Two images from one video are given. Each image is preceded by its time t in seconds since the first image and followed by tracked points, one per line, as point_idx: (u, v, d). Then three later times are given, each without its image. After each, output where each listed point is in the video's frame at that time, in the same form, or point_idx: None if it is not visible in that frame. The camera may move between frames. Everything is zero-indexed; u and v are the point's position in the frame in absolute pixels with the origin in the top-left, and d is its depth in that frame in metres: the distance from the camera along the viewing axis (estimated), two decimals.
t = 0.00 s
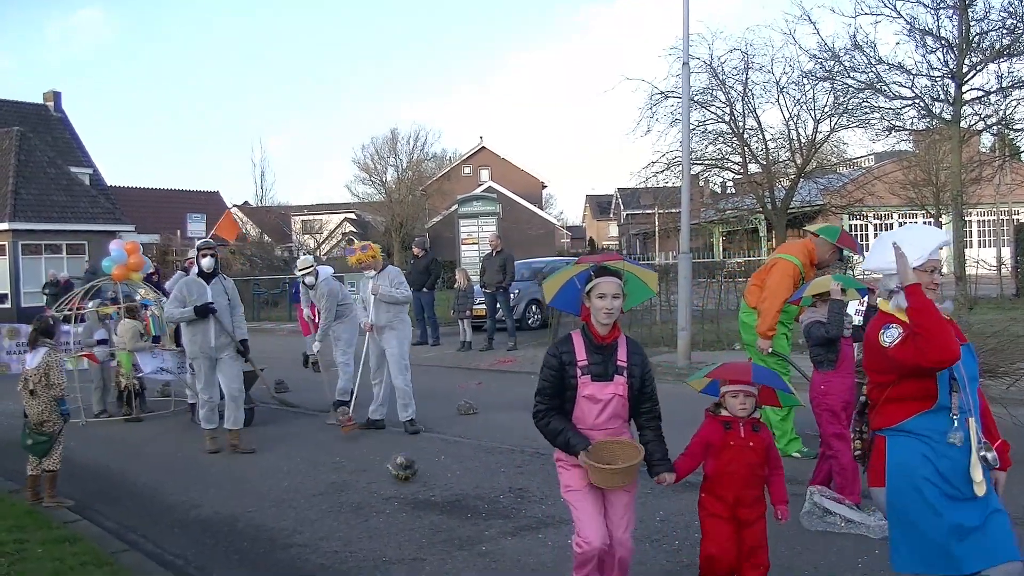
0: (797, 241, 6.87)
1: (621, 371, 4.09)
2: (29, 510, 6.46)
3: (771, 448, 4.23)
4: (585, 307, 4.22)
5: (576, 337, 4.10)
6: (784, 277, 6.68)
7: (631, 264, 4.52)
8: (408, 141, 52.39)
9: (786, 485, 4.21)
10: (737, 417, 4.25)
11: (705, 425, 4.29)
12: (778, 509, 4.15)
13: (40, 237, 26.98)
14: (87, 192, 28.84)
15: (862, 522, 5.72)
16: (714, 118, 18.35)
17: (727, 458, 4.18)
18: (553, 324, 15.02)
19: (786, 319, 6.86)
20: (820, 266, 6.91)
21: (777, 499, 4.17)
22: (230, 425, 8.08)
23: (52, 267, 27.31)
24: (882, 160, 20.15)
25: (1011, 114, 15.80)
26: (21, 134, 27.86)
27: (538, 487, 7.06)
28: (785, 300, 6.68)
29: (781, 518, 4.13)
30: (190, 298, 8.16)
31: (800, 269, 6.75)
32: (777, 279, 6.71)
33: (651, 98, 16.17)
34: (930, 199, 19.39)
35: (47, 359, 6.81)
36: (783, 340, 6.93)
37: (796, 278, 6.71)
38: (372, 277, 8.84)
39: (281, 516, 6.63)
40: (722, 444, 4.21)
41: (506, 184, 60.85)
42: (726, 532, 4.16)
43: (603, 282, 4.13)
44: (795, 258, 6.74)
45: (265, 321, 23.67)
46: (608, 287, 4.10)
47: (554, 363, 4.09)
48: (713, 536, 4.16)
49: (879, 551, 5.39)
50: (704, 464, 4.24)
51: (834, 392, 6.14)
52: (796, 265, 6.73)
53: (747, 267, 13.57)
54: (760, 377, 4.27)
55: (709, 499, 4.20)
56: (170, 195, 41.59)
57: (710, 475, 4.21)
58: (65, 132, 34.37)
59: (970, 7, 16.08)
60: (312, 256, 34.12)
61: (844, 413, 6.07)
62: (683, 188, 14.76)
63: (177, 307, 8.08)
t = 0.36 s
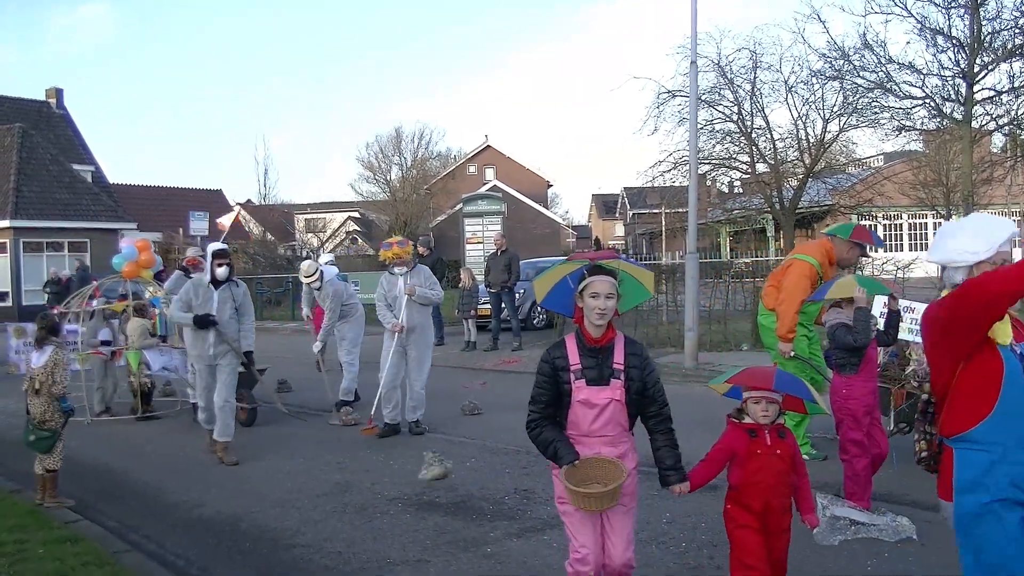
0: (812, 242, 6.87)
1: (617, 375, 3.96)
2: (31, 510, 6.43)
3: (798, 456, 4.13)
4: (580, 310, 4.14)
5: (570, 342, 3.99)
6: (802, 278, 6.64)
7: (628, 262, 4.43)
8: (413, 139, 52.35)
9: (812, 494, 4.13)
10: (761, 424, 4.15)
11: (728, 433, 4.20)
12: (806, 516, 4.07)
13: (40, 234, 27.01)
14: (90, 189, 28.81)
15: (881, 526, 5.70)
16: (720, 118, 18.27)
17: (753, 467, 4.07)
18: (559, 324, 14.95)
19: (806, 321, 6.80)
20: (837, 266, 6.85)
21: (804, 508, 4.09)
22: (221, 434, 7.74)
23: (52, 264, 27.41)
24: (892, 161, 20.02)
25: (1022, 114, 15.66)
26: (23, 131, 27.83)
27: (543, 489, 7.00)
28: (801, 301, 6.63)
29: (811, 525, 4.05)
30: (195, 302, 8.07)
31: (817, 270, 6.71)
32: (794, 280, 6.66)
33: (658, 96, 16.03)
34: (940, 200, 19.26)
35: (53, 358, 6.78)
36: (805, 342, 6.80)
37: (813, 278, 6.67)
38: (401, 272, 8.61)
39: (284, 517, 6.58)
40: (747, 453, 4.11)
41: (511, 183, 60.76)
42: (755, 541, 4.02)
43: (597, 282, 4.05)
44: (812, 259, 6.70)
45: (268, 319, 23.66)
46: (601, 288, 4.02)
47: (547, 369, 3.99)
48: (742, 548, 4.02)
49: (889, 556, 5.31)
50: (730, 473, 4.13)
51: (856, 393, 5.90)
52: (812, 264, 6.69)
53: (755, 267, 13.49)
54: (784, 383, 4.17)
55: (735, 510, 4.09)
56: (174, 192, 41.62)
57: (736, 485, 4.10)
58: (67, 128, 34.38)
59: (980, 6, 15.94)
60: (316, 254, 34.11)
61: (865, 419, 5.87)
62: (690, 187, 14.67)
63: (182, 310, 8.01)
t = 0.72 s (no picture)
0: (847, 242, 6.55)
1: (657, 376, 3.76)
2: (24, 516, 6.25)
3: (823, 470, 3.89)
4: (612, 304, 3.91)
5: (612, 341, 3.72)
6: (835, 281, 6.37)
7: (663, 250, 4.18)
8: (417, 137, 52.15)
9: (847, 509, 3.86)
10: (781, 439, 3.92)
11: (749, 449, 3.99)
12: (839, 537, 3.77)
13: (33, 233, 26.90)
14: (83, 186, 28.76)
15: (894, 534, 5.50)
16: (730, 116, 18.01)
17: (772, 486, 3.86)
18: (566, 326, 14.77)
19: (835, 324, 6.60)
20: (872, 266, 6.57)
21: (839, 524, 3.80)
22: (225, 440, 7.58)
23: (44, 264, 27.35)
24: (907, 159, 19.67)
25: None
26: (14, 127, 27.70)
27: (550, 495, 6.79)
28: (834, 304, 6.35)
29: (842, 546, 3.77)
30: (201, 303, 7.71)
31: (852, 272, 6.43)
32: (827, 281, 6.38)
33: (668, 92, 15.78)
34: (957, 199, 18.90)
35: (54, 359, 6.61)
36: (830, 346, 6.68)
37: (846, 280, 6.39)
38: (416, 277, 8.33)
39: (283, 522, 6.40)
40: (766, 470, 3.89)
41: (517, 181, 60.51)
42: (779, 565, 3.84)
43: (631, 274, 3.82)
44: (847, 260, 6.42)
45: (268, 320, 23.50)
46: (636, 279, 3.79)
47: (592, 370, 3.68)
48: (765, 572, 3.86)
49: (909, 566, 5.09)
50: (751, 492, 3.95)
51: (899, 403, 5.53)
52: (846, 266, 6.40)
53: (768, 268, 13.25)
54: (806, 395, 3.88)
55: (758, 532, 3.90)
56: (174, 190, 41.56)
57: (756, 505, 3.92)
58: (61, 124, 34.24)
59: None
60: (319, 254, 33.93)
61: (908, 430, 5.47)
62: (701, 186, 14.40)
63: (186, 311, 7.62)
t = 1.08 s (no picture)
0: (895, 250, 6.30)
1: (697, 380, 3.49)
2: (15, 524, 6.09)
3: (877, 492, 3.71)
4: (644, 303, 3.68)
5: (641, 345, 3.50)
6: (872, 287, 6.11)
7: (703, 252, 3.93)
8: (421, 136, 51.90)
9: (902, 534, 3.66)
10: (835, 456, 3.73)
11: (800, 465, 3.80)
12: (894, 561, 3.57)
13: (26, 233, 26.81)
14: (76, 185, 28.66)
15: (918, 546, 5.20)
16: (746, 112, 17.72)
17: (822, 508, 3.68)
18: (573, 329, 14.54)
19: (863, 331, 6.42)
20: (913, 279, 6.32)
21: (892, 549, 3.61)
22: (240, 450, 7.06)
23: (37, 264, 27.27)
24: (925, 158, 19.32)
25: None
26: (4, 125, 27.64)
27: (557, 503, 6.60)
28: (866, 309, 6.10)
29: (895, 570, 3.57)
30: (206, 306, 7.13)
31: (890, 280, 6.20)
32: (864, 287, 6.12)
33: (677, 87, 15.49)
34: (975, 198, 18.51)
35: (43, 365, 6.45)
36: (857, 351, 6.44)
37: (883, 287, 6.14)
38: (430, 273, 7.97)
39: (283, 531, 6.22)
40: (817, 490, 3.71)
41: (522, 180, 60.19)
42: None
43: (665, 272, 3.58)
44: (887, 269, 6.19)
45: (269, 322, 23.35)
46: (671, 278, 3.55)
47: (616, 377, 3.49)
48: None
49: None
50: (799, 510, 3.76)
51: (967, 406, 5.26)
52: (886, 275, 6.16)
53: (781, 270, 13.00)
54: (863, 410, 3.69)
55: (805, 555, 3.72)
56: (172, 190, 41.35)
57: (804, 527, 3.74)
58: (55, 122, 34.11)
59: None
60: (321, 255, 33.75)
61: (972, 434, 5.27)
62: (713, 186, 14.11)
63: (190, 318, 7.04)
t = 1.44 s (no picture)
0: (920, 247, 6.08)
1: (745, 387, 3.29)
2: (6, 532, 5.92)
3: (938, 500, 3.56)
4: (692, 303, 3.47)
5: (687, 351, 3.29)
6: (901, 284, 5.91)
7: (764, 252, 3.69)
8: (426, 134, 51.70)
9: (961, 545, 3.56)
10: (896, 464, 3.54)
11: (855, 476, 3.58)
12: None
13: (19, 232, 26.77)
14: (70, 183, 28.61)
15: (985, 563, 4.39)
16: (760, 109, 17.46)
17: (886, 521, 3.50)
18: (582, 331, 14.34)
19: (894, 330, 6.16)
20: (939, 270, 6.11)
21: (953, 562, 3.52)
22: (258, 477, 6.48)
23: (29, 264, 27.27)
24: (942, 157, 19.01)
25: None
26: None
27: (564, 511, 6.40)
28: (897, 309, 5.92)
29: None
30: (228, 308, 6.54)
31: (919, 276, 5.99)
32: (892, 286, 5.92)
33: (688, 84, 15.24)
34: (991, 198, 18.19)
35: (48, 365, 6.36)
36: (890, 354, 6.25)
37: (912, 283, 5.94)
38: (461, 276, 7.46)
39: (282, 539, 6.04)
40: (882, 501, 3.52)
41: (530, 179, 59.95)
42: None
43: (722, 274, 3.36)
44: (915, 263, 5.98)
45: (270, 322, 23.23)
46: (728, 280, 3.34)
47: (663, 384, 3.26)
48: None
49: None
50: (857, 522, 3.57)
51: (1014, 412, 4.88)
52: (913, 271, 5.95)
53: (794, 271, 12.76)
54: (930, 417, 3.49)
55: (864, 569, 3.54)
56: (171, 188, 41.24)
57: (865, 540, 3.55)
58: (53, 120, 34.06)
59: None
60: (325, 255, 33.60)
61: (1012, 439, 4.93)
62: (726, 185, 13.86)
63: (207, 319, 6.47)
